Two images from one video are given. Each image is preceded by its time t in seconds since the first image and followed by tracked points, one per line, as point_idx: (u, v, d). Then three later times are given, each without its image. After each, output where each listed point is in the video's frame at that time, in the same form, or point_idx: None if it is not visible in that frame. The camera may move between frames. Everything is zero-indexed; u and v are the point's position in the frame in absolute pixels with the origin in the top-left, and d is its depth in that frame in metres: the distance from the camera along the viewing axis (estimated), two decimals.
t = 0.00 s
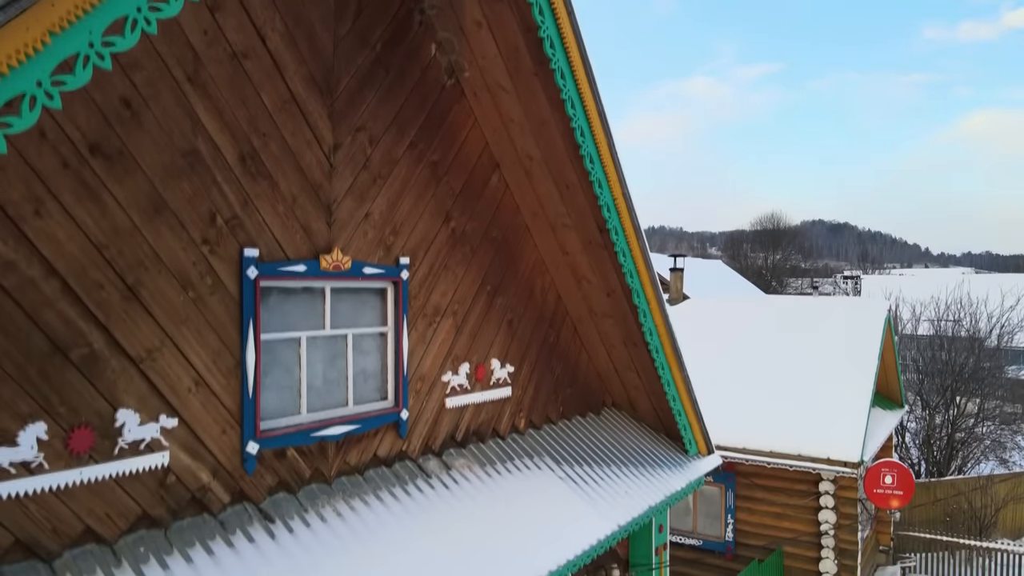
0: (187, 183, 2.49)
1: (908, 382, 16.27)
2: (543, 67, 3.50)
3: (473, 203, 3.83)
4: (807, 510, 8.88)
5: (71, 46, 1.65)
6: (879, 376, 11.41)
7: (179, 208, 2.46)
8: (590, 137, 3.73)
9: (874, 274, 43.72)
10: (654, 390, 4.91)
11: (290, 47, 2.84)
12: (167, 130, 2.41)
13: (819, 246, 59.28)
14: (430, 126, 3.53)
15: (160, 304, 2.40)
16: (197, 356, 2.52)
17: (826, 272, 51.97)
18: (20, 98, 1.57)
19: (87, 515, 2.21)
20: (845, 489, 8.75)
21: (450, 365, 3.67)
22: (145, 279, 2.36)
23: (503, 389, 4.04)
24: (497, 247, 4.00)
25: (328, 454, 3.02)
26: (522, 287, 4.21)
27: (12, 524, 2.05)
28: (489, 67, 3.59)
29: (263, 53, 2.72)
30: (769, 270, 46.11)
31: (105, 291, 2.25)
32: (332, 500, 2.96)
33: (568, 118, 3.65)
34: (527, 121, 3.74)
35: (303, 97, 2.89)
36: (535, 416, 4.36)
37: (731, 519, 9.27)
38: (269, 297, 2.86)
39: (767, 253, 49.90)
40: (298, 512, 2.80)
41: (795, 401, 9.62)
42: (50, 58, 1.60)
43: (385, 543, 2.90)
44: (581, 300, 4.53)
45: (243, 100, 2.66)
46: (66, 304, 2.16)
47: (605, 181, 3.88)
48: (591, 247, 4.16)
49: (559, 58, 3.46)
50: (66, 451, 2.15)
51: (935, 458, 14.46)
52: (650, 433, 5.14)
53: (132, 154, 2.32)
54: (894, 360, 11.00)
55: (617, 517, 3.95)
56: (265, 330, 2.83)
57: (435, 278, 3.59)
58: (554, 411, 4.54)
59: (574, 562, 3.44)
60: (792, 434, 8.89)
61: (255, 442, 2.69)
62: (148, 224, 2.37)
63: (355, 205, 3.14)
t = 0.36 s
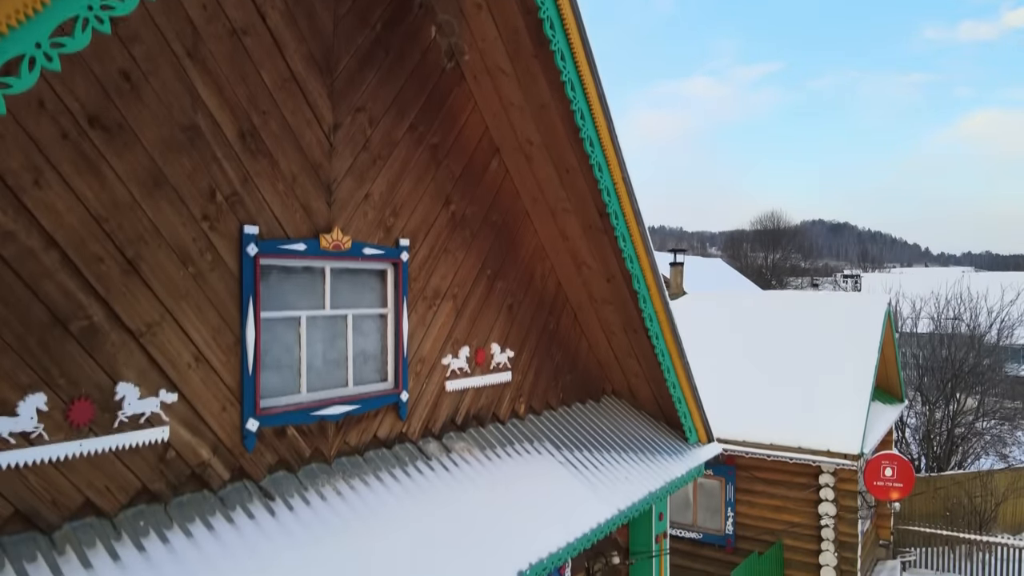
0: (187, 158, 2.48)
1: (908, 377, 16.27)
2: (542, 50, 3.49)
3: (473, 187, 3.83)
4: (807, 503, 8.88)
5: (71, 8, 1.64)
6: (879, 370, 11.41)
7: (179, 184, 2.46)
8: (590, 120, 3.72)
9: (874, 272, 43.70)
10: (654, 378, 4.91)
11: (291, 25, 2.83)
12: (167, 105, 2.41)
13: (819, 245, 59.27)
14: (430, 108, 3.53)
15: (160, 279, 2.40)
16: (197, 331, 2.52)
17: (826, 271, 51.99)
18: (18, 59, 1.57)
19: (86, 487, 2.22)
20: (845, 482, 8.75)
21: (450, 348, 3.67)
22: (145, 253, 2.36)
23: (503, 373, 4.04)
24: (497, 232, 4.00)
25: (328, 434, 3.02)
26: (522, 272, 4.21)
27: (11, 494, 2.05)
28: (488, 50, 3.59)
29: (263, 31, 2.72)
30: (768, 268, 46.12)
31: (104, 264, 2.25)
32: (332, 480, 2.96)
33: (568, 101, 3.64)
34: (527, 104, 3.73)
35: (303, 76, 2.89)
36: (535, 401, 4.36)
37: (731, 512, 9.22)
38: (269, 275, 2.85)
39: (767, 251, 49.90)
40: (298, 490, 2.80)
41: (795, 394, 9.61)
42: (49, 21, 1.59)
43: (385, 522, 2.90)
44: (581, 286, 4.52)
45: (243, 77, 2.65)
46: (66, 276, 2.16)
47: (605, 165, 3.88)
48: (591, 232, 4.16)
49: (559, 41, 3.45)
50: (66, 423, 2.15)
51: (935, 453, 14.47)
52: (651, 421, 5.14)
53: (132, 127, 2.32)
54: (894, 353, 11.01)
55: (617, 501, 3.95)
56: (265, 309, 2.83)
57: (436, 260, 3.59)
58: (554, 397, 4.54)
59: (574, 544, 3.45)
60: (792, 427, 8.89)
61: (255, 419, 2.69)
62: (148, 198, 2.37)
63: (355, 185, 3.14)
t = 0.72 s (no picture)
0: (187, 134, 2.48)
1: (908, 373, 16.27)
2: (542, 32, 3.49)
3: (474, 171, 3.83)
4: (807, 496, 8.88)
5: None
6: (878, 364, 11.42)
7: (179, 160, 2.46)
8: (590, 103, 3.71)
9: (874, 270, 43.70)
10: (654, 365, 4.91)
11: (291, 4, 2.83)
12: (167, 80, 2.41)
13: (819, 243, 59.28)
14: (430, 91, 3.53)
15: (160, 254, 2.40)
16: (197, 308, 2.51)
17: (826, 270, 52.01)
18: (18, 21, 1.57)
19: (86, 461, 2.21)
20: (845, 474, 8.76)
21: (450, 332, 3.67)
22: (145, 228, 2.36)
23: (503, 358, 4.03)
24: (497, 217, 4.00)
25: (328, 414, 3.02)
26: (522, 258, 4.21)
27: (11, 465, 2.05)
28: (488, 33, 3.58)
29: (263, 10, 2.72)
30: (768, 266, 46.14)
31: (104, 238, 2.25)
32: (332, 460, 2.96)
33: (568, 84, 3.64)
34: (527, 88, 3.73)
35: (303, 56, 2.89)
36: (535, 387, 4.36)
37: (731, 506, 9.24)
38: (269, 255, 2.85)
39: (766, 250, 49.89)
40: (298, 469, 2.80)
41: (795, 388, 9.62)
42: None
43: (386, 502, 2.90)
44: (581, 272, 4.52)
45: (243, 54, 2.65)
46: (66, 249, 2.15)
47: (605, 148, 3.88)
48: (591, 217, 4.16)
49: (559, 23, 3.45)
50: (66, 396, 2.15)
51: (935, 448, 14.47)
52: (650, 409, 5.14)
53: (132, 102, 2.32)
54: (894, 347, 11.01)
55: (617, 486, 3.95)
56: (265, 288, 2.83)
57: (436, 244, 3.59)
58: (554, 384, 4.53)
59: (574, 527, 3.45)
60: (792, 420, 8.89)
61: (255, 397, 2.69)
62: (148, 173, 2.36)
63: (355, 166, 3.13)
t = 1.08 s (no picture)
0: (187, 110, 2.47)
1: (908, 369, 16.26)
2: (542, 15, 3.48)
3: (474, 156, 3.82)
4: (807, 489, 8.88)
5: None
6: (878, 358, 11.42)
7: (179, 136, 2.45)
8: (590, 87, 3.71)
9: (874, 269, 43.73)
10: (654, 353, 4.91)
11: None
12: (167, 56, 2.40)
13: (819, 242, 59.30)
14: (431, 74, 3.52)
15: (160, 230, 2.40)
16: (197, 285, 2.51)
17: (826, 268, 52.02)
18: None
19: (86, 435, 2.21)
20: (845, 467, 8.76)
21: (450, 316, 3.67)
22: (145, 203, 2.35)
23: (503, 343, 4.03)
24: (497, 202, 3.99)
25: (328, 394, 3.02)
26: (522, 243, 4.20)
27: (11, 437, 2.04)
28: (488, 17, 3.58)
29: None
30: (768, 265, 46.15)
31: (104, 212, 2.24)
32: (332, 440, 2.96)
33: (569, 67, 3.64)
34: (527, 72, 3.73)
35: (303, 35, 2.88)
36: (535, 373, 4.36)
37: (731, 499, 9.23)
38: (269, 234, 2.85)
39: (766, 248, 49.90)
40: (298, 449, 2.80)
41: (795, 381, 9.61)
42: None
43: (385, 482, 2.90)
44: (581, 259, 4.52)
45: (243, 32, 2.64)
46: (66, 221, 2.15)
47: (605, 133, 3.88)
48: (591, 203, 4.16)
49: (560, 6, 3.44)
50: (66, 368, 2.15)
51: (935, 444, 14.48)
52: (650, 396, 5.15)
53: (131, 76, 2.31)
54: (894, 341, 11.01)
55: (617, 471, 3.95)
56: (265, 267, 2.83)
57: (436, 227, 3.59)
58: (554, 370, 4.53)
59: (574, 510, 3.45)
60: (792, 413, 8.89)
61: (255, 375, 2.69)
62: (148, 148, 2.36)
63: (355, 147, 3.13)
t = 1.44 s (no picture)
0: (187, 86, 2.47)
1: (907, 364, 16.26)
2: None
3: (474, 140, 3.82)
4: (807, 482, 8.88)
5: None
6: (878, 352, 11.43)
7: (179, 112, 2.45)
8: (590, 70, 3.72)
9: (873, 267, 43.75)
10: (654, 340, 4.91)
11: None
12: (166, 32, 2.40)
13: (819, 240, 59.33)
14: (431, 57, 3.52)
15: (159, 205, 2.39)
16: (197, 261, 2.51)
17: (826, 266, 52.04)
18: None
19: (86, 408, 2.21)
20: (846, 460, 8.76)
21: (450, 300, 3.67)
22: (144, 177, 2.35)
23: (503, 328, 4.03)
24: (497, 187, 3.99)
25: (328, 375, 3.01)
26: (522, 229, 4.20)
27: (11, 409, 2.04)
28: None
29: None
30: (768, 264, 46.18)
31: (104, 185, 2.24)
32: (332, 420, 2.96)
33: (569, 50, 3.64)
34: (527, 56, 3.73)
35: (303, 15, 2.88)
36: (535, 359, 4.36)
37: (731, 492, 9.24)
38: (269, 213, 2.85)
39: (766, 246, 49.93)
40: (298, 428, 2.80)
41: (795, 375, 9.61)
42: None
43: (385, 461, 2.90)
44: (581, 246, 4.52)
45: (243, 9, 2.64)
46: (65, 194, 2.15)
47: (605, 117, 3.89)
48: (592, 188, 4.16)
49: None
50: (66, 341, 2.15)
51: (935, 439, 14.49)
52: (651, 385, 5.15)
53: (131, 51, 2.31)
54: (893, 335, 11.02)
55: (617, 456, 3.95)
56: (265, 246, 2.82)
57: (436, 210, 3.58)
58: (554, 357, 4.53)
59: (574, 493, 3.45)
60: (792, 406, 8.89)
61: (255, 353, 2.69)
62: (148, 123, 2.36)
63: (356, 128, 3.13)
